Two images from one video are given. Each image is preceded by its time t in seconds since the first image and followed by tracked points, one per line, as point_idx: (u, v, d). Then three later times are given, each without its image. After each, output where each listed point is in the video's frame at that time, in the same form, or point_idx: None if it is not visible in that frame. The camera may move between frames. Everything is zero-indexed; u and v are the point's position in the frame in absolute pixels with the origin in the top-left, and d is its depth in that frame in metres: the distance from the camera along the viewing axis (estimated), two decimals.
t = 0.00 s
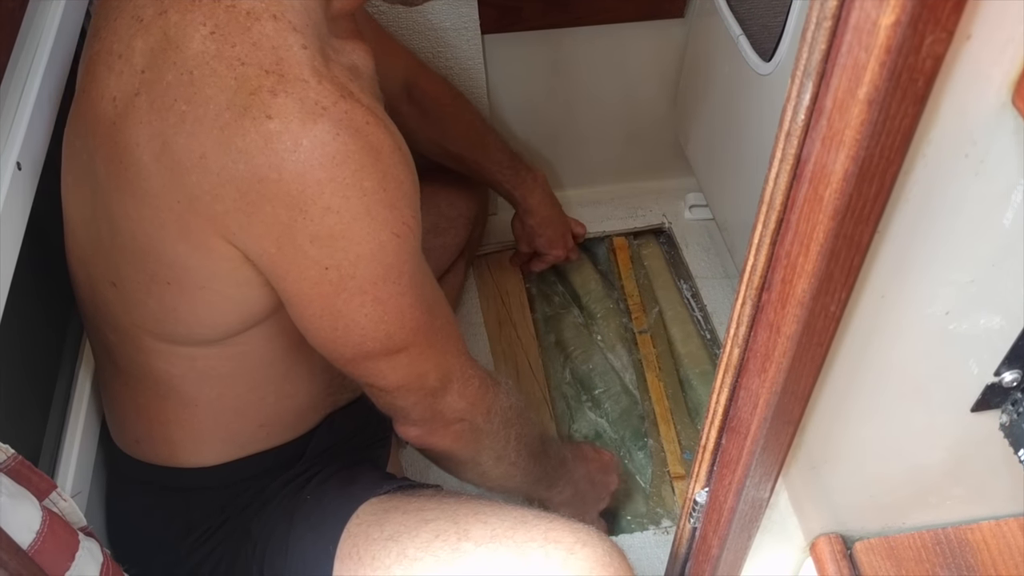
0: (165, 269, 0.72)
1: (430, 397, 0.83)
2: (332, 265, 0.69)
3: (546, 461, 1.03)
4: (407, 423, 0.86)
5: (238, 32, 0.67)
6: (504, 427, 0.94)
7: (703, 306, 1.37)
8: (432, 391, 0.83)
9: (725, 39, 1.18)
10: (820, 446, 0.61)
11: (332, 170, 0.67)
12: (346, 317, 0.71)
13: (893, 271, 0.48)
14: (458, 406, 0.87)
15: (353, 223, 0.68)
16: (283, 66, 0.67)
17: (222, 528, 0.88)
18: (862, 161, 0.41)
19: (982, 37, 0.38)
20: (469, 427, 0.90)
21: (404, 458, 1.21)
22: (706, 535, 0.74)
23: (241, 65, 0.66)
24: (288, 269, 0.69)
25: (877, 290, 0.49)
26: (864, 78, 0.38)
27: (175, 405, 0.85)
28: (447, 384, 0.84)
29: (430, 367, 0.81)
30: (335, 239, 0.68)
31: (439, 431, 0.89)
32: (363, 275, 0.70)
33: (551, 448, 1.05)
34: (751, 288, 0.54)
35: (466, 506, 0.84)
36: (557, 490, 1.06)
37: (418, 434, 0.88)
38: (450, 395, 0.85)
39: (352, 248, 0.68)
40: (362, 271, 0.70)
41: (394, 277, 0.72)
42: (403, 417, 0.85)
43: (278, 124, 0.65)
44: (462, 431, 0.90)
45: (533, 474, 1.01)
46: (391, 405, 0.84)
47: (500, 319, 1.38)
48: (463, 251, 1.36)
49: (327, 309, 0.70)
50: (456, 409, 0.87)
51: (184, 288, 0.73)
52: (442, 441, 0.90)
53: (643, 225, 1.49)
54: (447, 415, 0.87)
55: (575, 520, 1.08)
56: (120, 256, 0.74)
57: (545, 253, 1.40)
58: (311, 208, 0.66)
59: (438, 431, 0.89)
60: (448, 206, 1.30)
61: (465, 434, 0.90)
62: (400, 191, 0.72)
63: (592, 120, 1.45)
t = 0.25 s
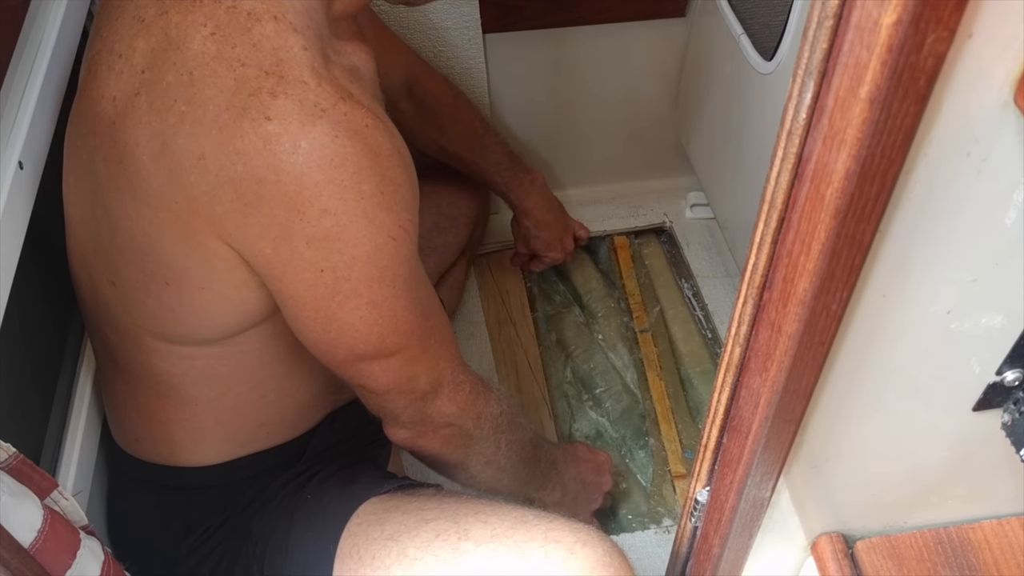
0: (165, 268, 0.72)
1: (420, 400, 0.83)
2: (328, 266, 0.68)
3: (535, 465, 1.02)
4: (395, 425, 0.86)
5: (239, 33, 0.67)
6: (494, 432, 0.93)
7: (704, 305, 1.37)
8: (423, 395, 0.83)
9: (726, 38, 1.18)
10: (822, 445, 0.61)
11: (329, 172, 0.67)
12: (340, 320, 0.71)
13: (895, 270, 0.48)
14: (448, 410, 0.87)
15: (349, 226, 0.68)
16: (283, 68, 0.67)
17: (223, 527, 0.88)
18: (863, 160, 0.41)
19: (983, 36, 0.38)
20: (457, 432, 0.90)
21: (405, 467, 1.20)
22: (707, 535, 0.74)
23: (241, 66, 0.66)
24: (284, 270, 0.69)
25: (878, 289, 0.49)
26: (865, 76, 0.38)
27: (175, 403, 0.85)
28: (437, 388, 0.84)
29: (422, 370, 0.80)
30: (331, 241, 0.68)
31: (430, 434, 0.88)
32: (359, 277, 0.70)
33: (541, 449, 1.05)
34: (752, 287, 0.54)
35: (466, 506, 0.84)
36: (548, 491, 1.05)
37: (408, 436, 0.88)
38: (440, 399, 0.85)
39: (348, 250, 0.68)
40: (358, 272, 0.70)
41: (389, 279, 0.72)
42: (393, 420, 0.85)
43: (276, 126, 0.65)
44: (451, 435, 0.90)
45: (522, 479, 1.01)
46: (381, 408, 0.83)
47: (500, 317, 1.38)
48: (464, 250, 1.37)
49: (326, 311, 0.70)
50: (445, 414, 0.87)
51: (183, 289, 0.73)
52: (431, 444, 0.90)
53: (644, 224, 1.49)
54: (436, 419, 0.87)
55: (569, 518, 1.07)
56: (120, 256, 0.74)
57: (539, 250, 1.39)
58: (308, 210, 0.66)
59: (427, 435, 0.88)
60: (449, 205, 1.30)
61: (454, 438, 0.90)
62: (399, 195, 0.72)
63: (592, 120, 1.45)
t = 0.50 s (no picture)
0: (167, 268, 0.72)
1: (421, 400, 0.83)
2: (332, 267, 0.68)
3: (533, 460, 1.02)
4: (395, 424, 0.86)
5: (244, 34, 0.66)
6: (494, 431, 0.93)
7: (705, 305, 1.37)
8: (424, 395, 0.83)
9: (728, 38, 1.18)
10: (824, 446, 0.61)
11: (335, 175, 0.67)
12: (343, 321, 0.71)
13: (898, 269, 0.48)
14: (448, 410, 0.87)
15: (354, 227, 0.68)
16: (289, 70, 0.67)
17: (224, 526, 0.88)
18: (867, 159, 0.41)
19: (986, 34, 0.38)
20: (458, 431, 0.90)
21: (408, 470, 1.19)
22: (708, 535, 0.74)
23: (246, 67, 0.66)
24: (288, 273, 0.69)
25: (881, 289, 0.49)
26: (869, 75, 0.38)
27: (176, 403, 0.85)
28: (439, 389, 0.84)
29: (423, 370, 0.80)
30: (337, 242, 0.68)
31: (429, 434, 0.88)
32: (363, 278, 0.70)
33: (539, 447, 1.05)
34: (754, 286, 0.54)
35: (468, 505, 0.84)
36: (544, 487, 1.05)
37: (408, 436, 0.88)
38: (440, 400, 0.85)
39: (353, 252, 0.68)
40: (362, 273, 0.70)
41: (393, 280, 0.72)
42: (394, 419, 0.85)
43: (282, 128, 0.65)
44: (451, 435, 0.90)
45: (520, 476, 1.01)
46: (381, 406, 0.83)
47: (500, 315, 1.38)
48: (466, 250, 1.37)
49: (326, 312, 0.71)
50: (445, 414, 0.87)
51: (187, 290, 0.73)
52: (431, 443, 0.90)
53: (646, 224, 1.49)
54: (436, 418, 0.87)
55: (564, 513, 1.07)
56: (123, 256, 0.74)
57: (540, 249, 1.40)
58: (313, 212, 0.66)
59: (427, 433, 0.88)
60: (451, 204, 1.30)
61: (453, 437, 0.90)
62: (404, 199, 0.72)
63: (594, 119, 1.45)
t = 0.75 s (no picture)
0: (167, 268, 0.72)
1: (416, 401, 0.83)
2: (331, 270, 0.68)
3: (527, 459, 1.02)
4: (390, 425, 0.86)
5: (247, 35, 0.67)
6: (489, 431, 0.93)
7: (706, 304, 1.37)
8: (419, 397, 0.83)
9: (729, 37, 1.18)
10: (825, 446, 0.61)
11: (336, 176, 0.67)
12: (342, 323, 0.71)
13: (900, 269, 0.48)
14: (443, 411, 0.87)
15: (355, 229, 0.68)
16: (292, 71, 0.67)
17: (224, 524, 0.87)
18: (867, 158, 0.41)
19: (987, 34, 0.38)
20: (452, 432, 0.90)
21: (408, 470, 1.19)
22: (709, 534, 0.74)
23: (249, 68, 0.66)
24: (286, 275, 0.69)
25: (881, 289, 0.49)
26: (870, 74, 0.38)
27: (176, 401, 0.85)
28: (435, 390, 0.84)
29: (420, 371, 0.80)
30: (337, 244, 0.67)
31: (425, 434, 0.89)
32: (362, 280, 0.69)
33: (533, 446, 1.05)
34: (755, 286, 0.54)
35: (470, 503, 0.84)
36: (539, 486, 1.05)
37: (404, 436, 0.88)
38: (436, 401, 0.85)
39: (353, 254, 0.68)
40: (361, 276, 0.69)
41: (392, 282, 0.71)
42: (390, 420, 0.85)
43: (285, 129, 0.65)
44: (444, 438, 0.90)
45: (512, 474, 1.00)
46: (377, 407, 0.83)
47: (500, 314, 1.38)
48: (467, 249, 1.37)
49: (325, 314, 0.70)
50: (441, 414, 0.87)
51: (188, 289, 0.73)
52: (425, 445, 0.90)
53: (647, 224, 1.49)
54: (430, 419, 0.87)
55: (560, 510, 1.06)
56: (125, 255, 0.74)
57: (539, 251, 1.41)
58: (314, 214, 0.66)
59: (423, 435, 0.89)
60: (451, 203, 1.30)
61: (448, 438, 0.91)
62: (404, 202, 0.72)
63: (596, 119, 1.45)
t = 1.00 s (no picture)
0: (164, 269, 0.72)
1: (405, 404, 0.84)
2: (320, 274, 0.68)
3: (517, 460, 1.02)
4: (379, 428, 0.87)
5: (240, 39, 0.66)
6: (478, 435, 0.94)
7: (708, 303, 1.37)
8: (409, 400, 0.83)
9: (730, 37, 1.18)
10: (826, 445, 0.61)
11: (325, 180, 0.67)
12: (331, 326, 0.71)
13: (902, 269, 0.48)
14: (433, 414, 0.87)
15: (343, 234, 0.68)
16: (282, 75, 0.66)
17: (224, 524, 0.88)
18: (870, 158, 0.41)
19: (990, 34, 0.38)
20: (441, 435, 0.90)
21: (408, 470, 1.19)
22: (711, 533, 0.74)
23: (240, 72, 0.65)
24: (274, 277, 0.69)
25: (884, 288, 0.49)
26: (872, 75, 0.38)
27: (177, 401, 0.85)
28: (423, 392, 0.84)
29: (409, 375, 0.81)
30: (327, 248, 0.68)
31: (415, 437, 0.89)
32: (351, 285, 0.70)
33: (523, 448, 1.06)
34: (757, 286, 0.54)
35: (469, 506, 0.85)
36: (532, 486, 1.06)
37: (394, 439, 0.88)
38: (425, 404, 0.85)
39: (342, 258, 0.69)
40: (351, 280, 0.70)
41: (382, 286, 0.72)
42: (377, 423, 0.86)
43: (274, 133, 0.65)
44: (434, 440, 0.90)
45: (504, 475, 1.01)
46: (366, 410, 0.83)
47: (501, 312, 1.38)
48: (467, 248, 1.37)
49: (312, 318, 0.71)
50: (430, 417, 0.87)
51: (182, 293, 0.73)
52: (415, 446, 0.90)
53: (649, 224, 1.49)
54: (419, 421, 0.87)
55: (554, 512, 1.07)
56: (123, 256, 0.74)
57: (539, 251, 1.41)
58: (304, 218, 0.66)
59: (412, 437, 0.89)
60: (451, 203, 1.30)
61: (438, 441, 0.91)
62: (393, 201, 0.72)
63: (597, 119, 1.45)
